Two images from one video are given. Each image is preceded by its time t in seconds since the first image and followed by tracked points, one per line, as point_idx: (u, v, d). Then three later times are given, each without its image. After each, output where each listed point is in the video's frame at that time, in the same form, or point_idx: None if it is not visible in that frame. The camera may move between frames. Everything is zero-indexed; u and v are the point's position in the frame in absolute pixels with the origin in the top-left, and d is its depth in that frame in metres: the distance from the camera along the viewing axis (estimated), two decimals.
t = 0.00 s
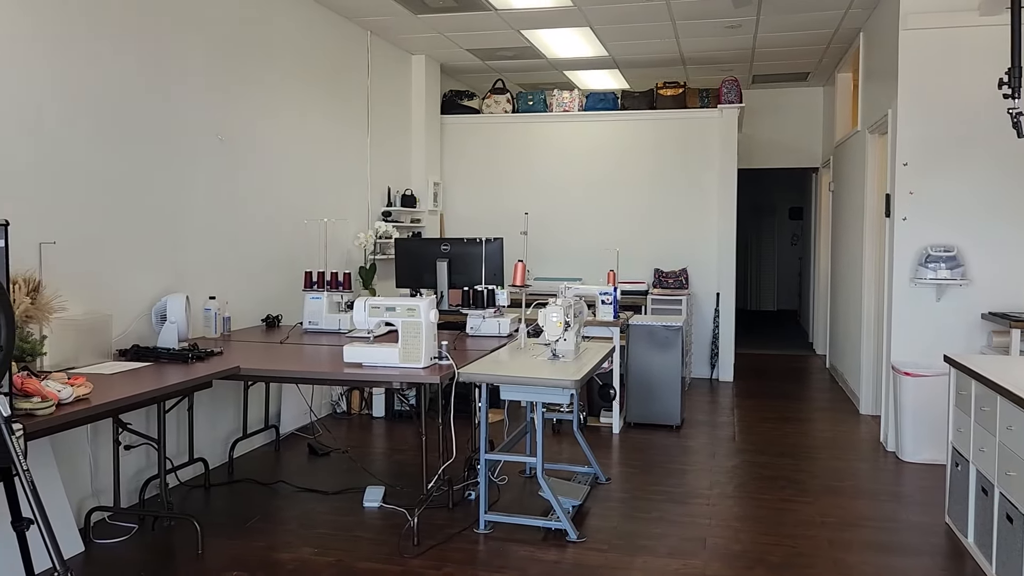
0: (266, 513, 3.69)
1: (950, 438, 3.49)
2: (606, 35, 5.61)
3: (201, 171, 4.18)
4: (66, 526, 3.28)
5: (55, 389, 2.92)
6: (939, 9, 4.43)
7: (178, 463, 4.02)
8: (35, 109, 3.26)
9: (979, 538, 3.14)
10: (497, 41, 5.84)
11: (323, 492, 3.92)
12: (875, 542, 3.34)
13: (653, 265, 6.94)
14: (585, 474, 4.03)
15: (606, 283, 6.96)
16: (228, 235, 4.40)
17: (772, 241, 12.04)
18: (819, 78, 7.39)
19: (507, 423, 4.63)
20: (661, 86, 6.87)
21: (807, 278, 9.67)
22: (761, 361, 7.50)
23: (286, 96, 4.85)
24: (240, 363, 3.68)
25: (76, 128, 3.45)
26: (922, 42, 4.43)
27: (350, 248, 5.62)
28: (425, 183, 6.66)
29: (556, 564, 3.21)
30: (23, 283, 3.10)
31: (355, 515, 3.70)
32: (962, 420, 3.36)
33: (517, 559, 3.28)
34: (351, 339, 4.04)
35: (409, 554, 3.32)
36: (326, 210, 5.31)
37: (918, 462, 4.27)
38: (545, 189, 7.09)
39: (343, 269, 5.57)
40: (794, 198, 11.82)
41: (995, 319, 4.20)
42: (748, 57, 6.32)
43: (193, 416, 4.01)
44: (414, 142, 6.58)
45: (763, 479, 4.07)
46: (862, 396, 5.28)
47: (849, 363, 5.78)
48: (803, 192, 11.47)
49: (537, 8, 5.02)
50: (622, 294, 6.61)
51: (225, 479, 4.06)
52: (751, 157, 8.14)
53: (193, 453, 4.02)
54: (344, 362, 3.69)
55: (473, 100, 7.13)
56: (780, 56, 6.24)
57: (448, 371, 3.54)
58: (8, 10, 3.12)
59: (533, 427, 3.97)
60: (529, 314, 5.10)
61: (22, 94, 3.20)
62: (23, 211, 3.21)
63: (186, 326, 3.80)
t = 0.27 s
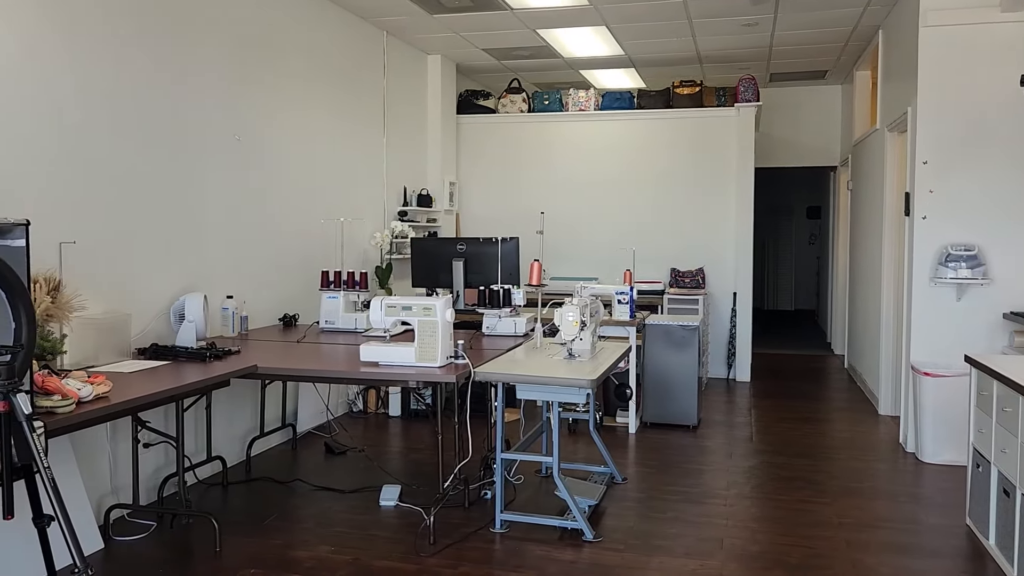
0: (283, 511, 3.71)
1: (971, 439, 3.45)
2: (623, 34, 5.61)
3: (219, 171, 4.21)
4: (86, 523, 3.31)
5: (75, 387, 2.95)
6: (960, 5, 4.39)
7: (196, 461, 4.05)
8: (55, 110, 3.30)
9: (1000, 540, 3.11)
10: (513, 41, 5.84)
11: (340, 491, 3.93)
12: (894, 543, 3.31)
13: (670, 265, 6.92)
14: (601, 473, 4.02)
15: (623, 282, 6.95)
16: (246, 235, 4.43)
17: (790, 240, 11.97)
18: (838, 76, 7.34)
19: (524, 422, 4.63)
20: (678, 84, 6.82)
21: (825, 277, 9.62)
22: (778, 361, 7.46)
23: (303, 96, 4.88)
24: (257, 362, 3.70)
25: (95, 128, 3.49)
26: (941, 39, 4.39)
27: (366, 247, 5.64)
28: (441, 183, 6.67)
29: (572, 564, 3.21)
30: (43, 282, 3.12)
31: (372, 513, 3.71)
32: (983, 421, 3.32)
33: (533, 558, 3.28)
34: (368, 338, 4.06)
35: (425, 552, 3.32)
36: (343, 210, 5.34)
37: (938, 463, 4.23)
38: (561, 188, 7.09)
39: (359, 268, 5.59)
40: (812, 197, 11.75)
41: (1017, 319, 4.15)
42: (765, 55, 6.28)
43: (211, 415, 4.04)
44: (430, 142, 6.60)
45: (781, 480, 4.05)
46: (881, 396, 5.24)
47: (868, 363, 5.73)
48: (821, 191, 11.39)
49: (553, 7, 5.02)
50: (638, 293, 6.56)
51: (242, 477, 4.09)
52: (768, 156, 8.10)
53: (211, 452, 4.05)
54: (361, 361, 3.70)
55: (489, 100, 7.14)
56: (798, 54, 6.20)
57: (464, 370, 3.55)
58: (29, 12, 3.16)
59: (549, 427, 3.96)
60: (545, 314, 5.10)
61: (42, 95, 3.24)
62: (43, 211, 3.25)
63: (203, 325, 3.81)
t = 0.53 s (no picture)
0: (301, 510, 3.72)
1: (993, 440, 3.42)
2: (639, 33, 5.59)
3: (237, 171, 4.23)
4: (106, 521, 3.33)
5: (94, 386, 2.98)
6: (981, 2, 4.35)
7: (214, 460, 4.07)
8: (76, 110, 3.33)
9: (1023, 543, 3.07)
10: (529, 40, 5.84)
11: (357, 490, 3.95)
12: (914, 546, 3.28)
13: (686, 265, 6.90)
14: (617, 474, 4.02)
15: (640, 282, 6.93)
16: (263, 234, 4.45)
17: (807, 240, 11.90)
18: (856, 74, 7.29)
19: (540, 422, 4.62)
20: (694, 83, 6.81)
21: (843, 278, 9.55)
22: (796, 361, 7.41)
23: (320, 97, 4.90)
24: (275, 361, 3.72)
25: (115, 128, 3.52)
26: (962, 37, 4.35)
27: (383, 248, 5.66)
28: (457, 183, 6.68)
29: (588, 564, 3.20)
30: (63, 283, 3.15)
31: (389, 512, 3.72)
32: (1005, 422, 3.29)
33: (549, 558, 3.27)
34: (384, 338, 4.07)
35: (442, 552, 3.33)
36: (360, 210, 5.36)
37: (958, 465, 4.19)
38: (577, 188, 7.08)
39: (376, 268, 5.61)
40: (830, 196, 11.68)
41: None
42: (782, 54, 6.25)
43: (229, 414, 4.06)
44: (446, 142, 6.61)
45: (798, 481, 4.02)
46: (900, 397, 5.20)
47: (887, 363, 5.68)
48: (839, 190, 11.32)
49: (570, 7, 5.02)
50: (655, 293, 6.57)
51: (260, 476, 4.11)
52: (785, 156, 8.06)
53: (229, 451, 4.07)
54: (377, 360, 3.71)
55: (505, 100, 7.15)
56: (816, 53, 6.16)
57: (480, 370, 3.55)
58: (50, 15, 3.20)
59: (565, 427, 3.96)
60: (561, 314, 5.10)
61: (64, 96, 3.27)
62: (65, 211, 3.28)
63: (222, 325, 3.84)
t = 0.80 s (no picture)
0: (319, 509, 3.74)
1: (1016, 442, 3.37)
2: (657, 32, 5.58)
3: (255, 172, 4.26)
4: (127, 519, 3.36)
5: (115, 385, 3.02)
6: None
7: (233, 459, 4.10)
8: (97, 111, 3.37)
9: None
10: (546, 40, 5.84)
11: (375, 490, 3.96)
12: (935, 549, 3.24)
13: (703, 265, 6.87)
14: (635, 474, 4.00)
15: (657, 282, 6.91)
16: (282, 235, 4.48)
17: (827, 240, 11.82)
18: (877, 73, 7.22)
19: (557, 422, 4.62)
20: (712, 82, 6.79)
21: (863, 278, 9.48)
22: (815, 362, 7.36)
23: (338, 97, 4.92)
24: (293, 361, 3.73)
25: (135, 129, 3.56)
26: (984, 34, 4.30)
27: (400, 248, 5.67)
28: (474, 183, 6.68)
29: (606, 565, 3.20)
30: (85, 282, 3.19)
31: (406, 512, 3.73)
32: None
33: (567, 558, 3.27)
34: (401, 337, 4.08)
35: (459, 552, 3.33)
36: (377, 210, 5.38)
37: (981, 467, 4.14)
38: (594, 188, 7.07)
39: (393, 268, 5.63)
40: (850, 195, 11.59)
41: None
42: (801, 53, 6.21)
43: (247, 413, 4.08)
44: (463, 142, 6.62)
45: (818, 483, 3.99)
46: (922, 399, 5.14)
47: (908, 364, 5.63)
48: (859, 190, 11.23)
49: (587, 7, 5.01)
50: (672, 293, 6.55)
51: (278, 475, 4.13)
52: (805, 155, 8.01)
53: (248, 450, 4.09)
54: (394, 360, 3.73)
55: (522, 100, 7.16)
56: (835, 51, 6.12)
57: (497, 369, 3.56)
58: (72, 17, 3.24)
59: (582, 427, 3.95)
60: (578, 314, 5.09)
61: (85, 97, 3.31)
62: (86, 212, 3.32)
63: (240, 324, 3.85)
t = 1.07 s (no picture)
0: (338, 508, 3.76)
1: None
2: (676, 31, 5.56)
3: (276, 172, 4.29)
4: (149, 516, 3.40)
5: (138, 383, 3.05)
6: None
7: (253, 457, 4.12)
8: (120, 112, 3.40)
9: None
10: (565, 40, 5.84)
11: (394, 488, 3.97)
12: (959, 552, 3.20)
13: (723, 265, 6.84)
14: (654, 475, 3.99)
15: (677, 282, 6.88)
16: (303, 235, 4.51)
17: (848, 240, 11.73)
18: (900, 71, 7.16)
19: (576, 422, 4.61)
20: (731, 82, 6.78)
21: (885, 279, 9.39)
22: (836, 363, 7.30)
23: (358, 97, 4.94)
24: (313, 360, 3.76)
25: (157, 130, 3.59)
26: (1010, 31, 4.24)
27: (419, 248, 5.69)
28: (493, 183, 6.69)
29: (625, 565, 3.19)
30: (108, 281, 3.22)
31: (426, 511, 3.74)
32: None
33: (585, 559, 3.26)
34: (420, 337, 4.08)
35: (478, 551, 3.34)
36: (396, 210, 5.39)
37: (1006, 470, 4.09)
38: (612, 187, 7.05)
39: (412, 268, 5.64)
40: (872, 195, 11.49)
41: None
42: (822, 51, 6.17)
43: (268, 411, 4.11)
44: (482, 142, 6.63)
45: (839, 484, 3.96)
46: (945, 400, 5.09)
47: (931, 365, 5.57)
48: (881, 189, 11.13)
49: (607, 6, 5.01)
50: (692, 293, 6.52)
51: (298, 473, 4.15)
52: (826, 154, 7.95)
53: (268, 448, 4.11)
54: (413, 359, 3.74)
55: (541, 99, 7.16)
56: (857, 49, 6.07)
57: (516, 369, 3.56)
58: (96, 20, 3.28)
59: (600, 428, 3.93)
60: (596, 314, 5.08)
61: (108, 98, 3.35)
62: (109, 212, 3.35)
63: (261, 324, 3.87)
